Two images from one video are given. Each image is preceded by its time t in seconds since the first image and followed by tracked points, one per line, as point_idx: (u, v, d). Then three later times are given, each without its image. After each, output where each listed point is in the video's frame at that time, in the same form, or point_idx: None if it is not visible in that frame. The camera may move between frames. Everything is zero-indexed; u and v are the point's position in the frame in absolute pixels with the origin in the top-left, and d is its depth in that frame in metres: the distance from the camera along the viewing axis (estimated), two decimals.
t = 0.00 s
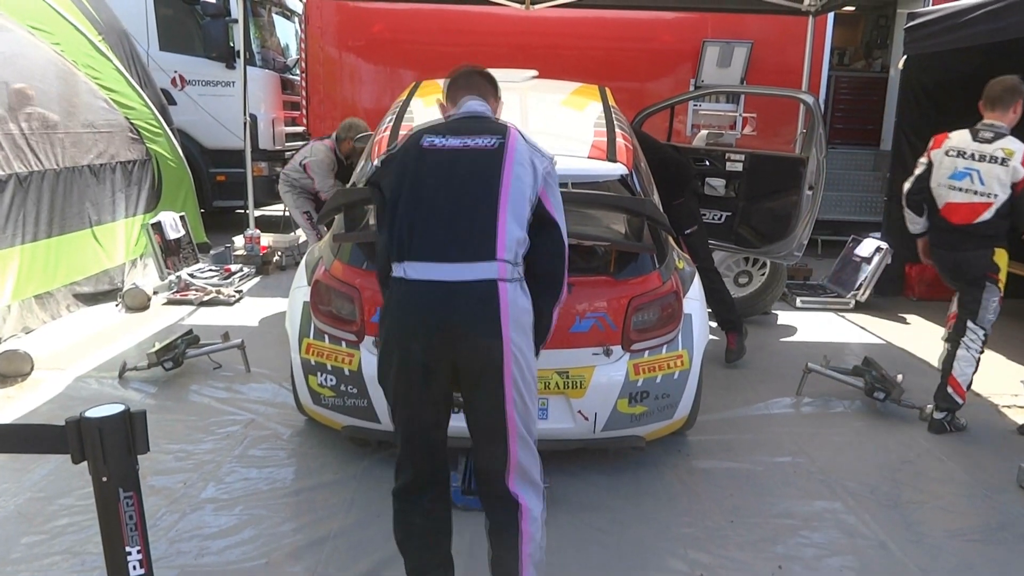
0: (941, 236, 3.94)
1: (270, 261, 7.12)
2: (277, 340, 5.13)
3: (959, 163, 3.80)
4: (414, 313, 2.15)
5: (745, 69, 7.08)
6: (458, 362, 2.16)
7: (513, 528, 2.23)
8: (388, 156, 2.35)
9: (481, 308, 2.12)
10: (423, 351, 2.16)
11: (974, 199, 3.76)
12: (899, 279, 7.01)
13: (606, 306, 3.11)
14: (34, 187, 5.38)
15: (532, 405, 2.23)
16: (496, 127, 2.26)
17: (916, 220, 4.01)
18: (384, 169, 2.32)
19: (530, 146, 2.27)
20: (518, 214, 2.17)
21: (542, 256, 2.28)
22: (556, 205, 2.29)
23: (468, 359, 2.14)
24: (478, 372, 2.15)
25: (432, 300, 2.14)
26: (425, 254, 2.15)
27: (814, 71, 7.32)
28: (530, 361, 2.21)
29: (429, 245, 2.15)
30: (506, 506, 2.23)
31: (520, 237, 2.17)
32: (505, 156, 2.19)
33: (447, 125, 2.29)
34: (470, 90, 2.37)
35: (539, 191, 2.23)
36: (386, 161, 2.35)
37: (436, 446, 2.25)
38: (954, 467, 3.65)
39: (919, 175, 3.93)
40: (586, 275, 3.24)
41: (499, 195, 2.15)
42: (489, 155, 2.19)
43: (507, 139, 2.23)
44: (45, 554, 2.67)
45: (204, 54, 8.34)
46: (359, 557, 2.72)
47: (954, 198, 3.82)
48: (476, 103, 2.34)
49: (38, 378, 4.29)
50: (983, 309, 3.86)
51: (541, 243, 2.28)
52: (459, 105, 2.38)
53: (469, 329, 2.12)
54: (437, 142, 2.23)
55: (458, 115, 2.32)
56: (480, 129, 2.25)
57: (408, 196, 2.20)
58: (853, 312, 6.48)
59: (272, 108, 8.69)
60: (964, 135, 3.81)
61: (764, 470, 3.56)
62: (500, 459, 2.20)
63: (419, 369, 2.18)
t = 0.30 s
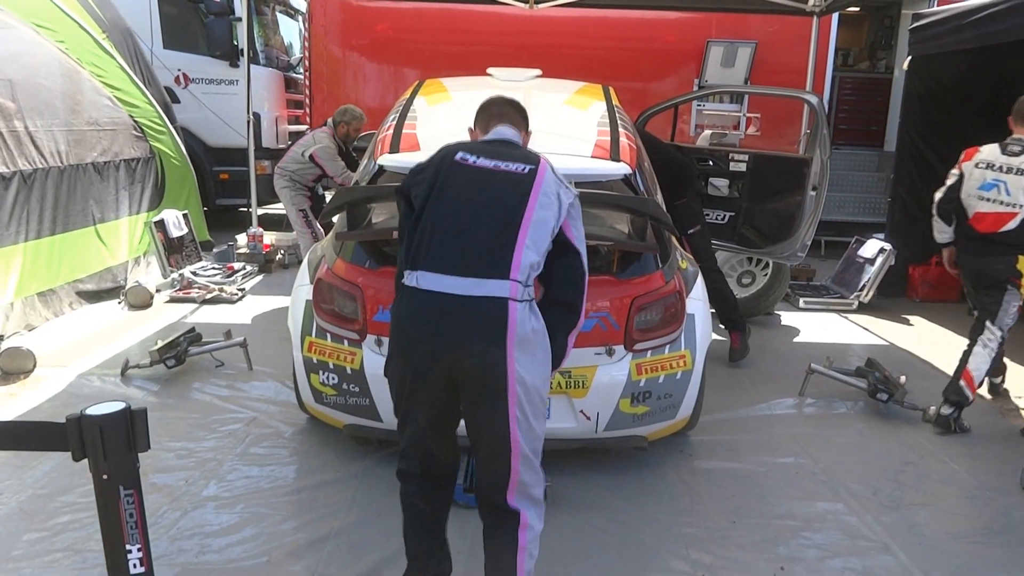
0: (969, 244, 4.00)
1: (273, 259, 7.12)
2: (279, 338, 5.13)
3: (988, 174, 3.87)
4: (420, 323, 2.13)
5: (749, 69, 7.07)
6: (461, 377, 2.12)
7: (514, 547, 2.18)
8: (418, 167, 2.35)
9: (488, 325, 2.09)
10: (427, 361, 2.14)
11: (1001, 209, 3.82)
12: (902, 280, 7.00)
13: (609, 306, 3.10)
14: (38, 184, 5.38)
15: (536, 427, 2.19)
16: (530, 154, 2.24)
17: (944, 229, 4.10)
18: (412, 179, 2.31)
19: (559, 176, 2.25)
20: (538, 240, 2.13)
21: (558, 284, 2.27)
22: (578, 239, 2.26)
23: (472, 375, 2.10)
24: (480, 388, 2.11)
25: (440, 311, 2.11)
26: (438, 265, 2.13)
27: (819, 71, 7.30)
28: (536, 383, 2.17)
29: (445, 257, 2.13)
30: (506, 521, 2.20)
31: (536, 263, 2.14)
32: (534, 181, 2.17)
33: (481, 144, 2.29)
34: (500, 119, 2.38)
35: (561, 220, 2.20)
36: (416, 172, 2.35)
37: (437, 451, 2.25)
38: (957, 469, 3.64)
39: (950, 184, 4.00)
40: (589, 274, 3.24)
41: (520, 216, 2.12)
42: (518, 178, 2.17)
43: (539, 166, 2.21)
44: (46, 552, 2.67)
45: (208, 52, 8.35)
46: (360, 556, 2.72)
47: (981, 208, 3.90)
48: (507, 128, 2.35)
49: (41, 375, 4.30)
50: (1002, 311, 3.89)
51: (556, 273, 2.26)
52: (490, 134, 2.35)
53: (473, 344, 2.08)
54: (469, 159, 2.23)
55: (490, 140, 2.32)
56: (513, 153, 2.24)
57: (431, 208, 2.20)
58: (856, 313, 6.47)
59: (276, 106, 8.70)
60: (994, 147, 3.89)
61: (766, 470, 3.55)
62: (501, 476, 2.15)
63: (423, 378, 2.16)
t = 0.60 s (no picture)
0: (992, 225, 4.38)
1: (277, 258, 7.13)
2: (283, 338, 5.14)
3: (1014, 158, 4.19)
4: (410, 317, 2.13)
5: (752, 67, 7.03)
6: (450, 375, 2.12)
7: (499, 548, 2.19)
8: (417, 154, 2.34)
9: (476, 325, 2.07)
10: (415, 357, 2.13)
11: None
12: (907, 278, 6.98)
13: (613, 305, 3.10)
14: (43, 184, 5.39)
15: (526, 432, 2.18)
16: (533, 143, 2.21)
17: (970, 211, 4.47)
18: (410, 167, 2.31)
19: (562, 167, 2.21)
20: (532, 240, 2.12)
21: (558, 283, 2.23)
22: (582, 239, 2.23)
23: (460, 374, 2.10)
24: (470, 390, 2.11)
25: (429, 313, 2.11)
26: (428, 266, 2.12)
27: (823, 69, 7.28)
28: (527, 388, 2.15)
29: (436, 258, 2.12)
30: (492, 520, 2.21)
31: (530, 264, 2.11)
32: (532, 175, 2.14)
33: (481, 132, 2.27)
34: (506, 101, 2.39)
35: (560, 217, 2.16)
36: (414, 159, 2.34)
37: (435, 451, 2.26)
38: (962, 468, 3.63)
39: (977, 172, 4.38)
40: (593, 273, 3.24)
41: (514, 215, 2.11)
42: (516, 171, 2.15)
43: (540, 156, 2.18)
44: (52, 551, 2.68)
45: (212, 51, 8.35)
46: (364, 556, 2.72)
47: (1005, 189, 4.24)
48: (516, 111, 2.34)
49: (45, 375, 4.30)
50: None
51: (555, 273, 2.23)
52: (501, 114, 2.36)
53: (462, 342, 2.07)
54: (467, 148, 2.21)
55: (496, 123, 2.31)
56: (514, 141, 2.21)
57: (429, 198, 2.18)
58: (860, 311, 6.45)
59: (279, 105, 8.70)
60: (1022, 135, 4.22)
61: (771, 470, 3.54)
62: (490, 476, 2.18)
63: (413, 377, 2.16)
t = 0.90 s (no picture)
0: (1015, 213, 4.42)
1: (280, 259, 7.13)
2: (287, 338, 5.14)
3: None
4: (430, 340, 2.09)
5: (756, 64, 6.99)
6: (473, 399, 2.09)
7: None
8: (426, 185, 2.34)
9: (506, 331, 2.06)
10: (440, 365, 2.09)
11: None
12: (912, 275, 6.96)
13: (616, 304, 3.10)
14: (47, 185, 5.40)
15: (549, 464, 2.18)
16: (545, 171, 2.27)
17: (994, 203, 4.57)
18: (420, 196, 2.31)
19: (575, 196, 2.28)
20: (554, 254, 2.13)
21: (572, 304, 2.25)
22: (592, 272, 2.26)
23: (484, 396, 2.08)
24: (498, 398, 2.07)
25: (455, 322, 2.08)
26: (450, 277, 2.10)
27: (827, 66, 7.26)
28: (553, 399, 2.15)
29: (458, 269, 2.10)
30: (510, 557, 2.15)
31: (554, 277, 2.13)
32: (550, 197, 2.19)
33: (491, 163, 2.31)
34: (509, 147, 2.39)
35: (577, 237, 2.20)
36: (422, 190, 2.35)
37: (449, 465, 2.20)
38: (969, 466, 3.61)
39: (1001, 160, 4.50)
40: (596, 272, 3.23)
41: (538, 228, 2.13)
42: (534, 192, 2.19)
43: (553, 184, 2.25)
44: (56, 552, 2.68)
45: (215, 52, 8.37)
46: (369, 557, 2.71)
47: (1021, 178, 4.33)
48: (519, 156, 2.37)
49: (49, 376, 4.31)
50: None
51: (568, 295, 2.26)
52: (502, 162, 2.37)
53: (490, 356, 2.05)
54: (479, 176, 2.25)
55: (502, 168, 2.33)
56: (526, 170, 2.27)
57: (446, 222, 2.18)
58: (865, 309, 6.42)
59: (282, 106, 8.69)
60: None
61: (776, 469, 3.53)
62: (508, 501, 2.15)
63: (436, 387, 2.10)
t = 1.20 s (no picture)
0: None
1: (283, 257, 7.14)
2: (290, 337, 5.14)
3: None
4: (426, 367, 2.10)
5: (760, 63, 6.97)
6: (469, 423, 2.09)
7: None
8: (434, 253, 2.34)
9: (504, 364, 2.05)
10: (439, 388, 2.09)
11: None
12: (916, 276, 6.94)
13: (619, 304, 3.09)
14: (50, 183, 5.40)
15: (548, 477, 2.18)
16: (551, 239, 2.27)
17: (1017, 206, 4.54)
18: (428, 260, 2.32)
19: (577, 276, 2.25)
20: (555, 300, 2.11)
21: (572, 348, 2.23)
22: (585, 323, 2.24)
23: (481, 420, 2.06)
24: (496, 424, 2.06)
25: (454, 352, 2.08)
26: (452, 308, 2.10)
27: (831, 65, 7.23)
28: (549, 433, 2.14)
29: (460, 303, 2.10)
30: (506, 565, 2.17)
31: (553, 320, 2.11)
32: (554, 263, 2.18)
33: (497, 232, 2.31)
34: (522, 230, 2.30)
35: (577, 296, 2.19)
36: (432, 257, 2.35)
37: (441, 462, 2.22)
38: (972, 466, 3.60)
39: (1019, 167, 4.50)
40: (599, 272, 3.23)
41: (539, 275, 2.11)
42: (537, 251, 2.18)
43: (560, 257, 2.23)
44: (59, 551, 2.68)
45: (218, 51, 8.36)
46: (372, 556, 2.71)
47: None
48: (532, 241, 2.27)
49: (53, 374, 4.31)
50: None
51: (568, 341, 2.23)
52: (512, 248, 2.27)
53: (488, 384, 2.05)
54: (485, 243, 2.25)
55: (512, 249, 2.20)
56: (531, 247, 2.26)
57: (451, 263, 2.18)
58: (869, 309, 6.40)
59: (285, 104, 8.69)
60: None
61: (780, 469, 3.52)
62: (510, 520, 2.14)
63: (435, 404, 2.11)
